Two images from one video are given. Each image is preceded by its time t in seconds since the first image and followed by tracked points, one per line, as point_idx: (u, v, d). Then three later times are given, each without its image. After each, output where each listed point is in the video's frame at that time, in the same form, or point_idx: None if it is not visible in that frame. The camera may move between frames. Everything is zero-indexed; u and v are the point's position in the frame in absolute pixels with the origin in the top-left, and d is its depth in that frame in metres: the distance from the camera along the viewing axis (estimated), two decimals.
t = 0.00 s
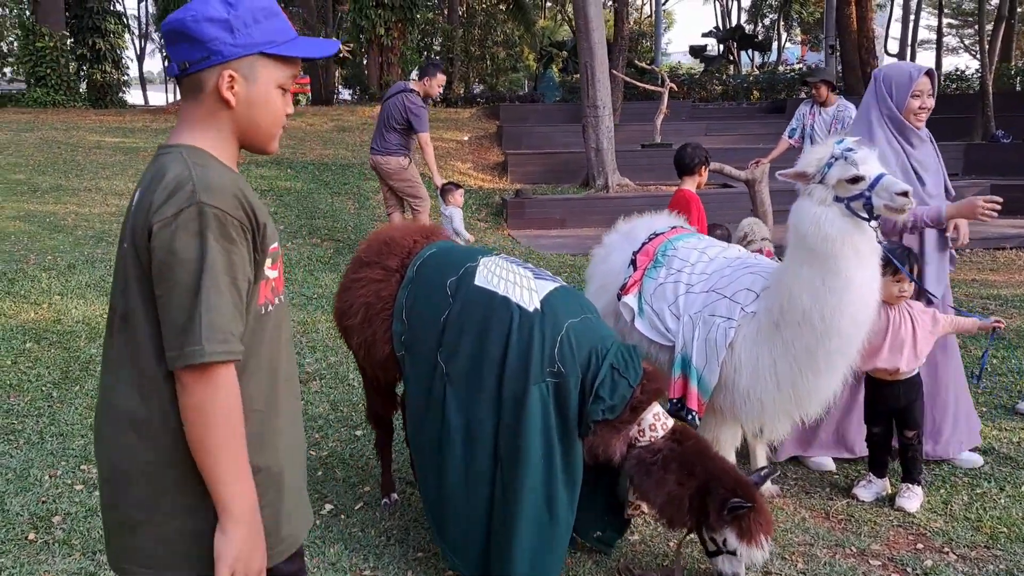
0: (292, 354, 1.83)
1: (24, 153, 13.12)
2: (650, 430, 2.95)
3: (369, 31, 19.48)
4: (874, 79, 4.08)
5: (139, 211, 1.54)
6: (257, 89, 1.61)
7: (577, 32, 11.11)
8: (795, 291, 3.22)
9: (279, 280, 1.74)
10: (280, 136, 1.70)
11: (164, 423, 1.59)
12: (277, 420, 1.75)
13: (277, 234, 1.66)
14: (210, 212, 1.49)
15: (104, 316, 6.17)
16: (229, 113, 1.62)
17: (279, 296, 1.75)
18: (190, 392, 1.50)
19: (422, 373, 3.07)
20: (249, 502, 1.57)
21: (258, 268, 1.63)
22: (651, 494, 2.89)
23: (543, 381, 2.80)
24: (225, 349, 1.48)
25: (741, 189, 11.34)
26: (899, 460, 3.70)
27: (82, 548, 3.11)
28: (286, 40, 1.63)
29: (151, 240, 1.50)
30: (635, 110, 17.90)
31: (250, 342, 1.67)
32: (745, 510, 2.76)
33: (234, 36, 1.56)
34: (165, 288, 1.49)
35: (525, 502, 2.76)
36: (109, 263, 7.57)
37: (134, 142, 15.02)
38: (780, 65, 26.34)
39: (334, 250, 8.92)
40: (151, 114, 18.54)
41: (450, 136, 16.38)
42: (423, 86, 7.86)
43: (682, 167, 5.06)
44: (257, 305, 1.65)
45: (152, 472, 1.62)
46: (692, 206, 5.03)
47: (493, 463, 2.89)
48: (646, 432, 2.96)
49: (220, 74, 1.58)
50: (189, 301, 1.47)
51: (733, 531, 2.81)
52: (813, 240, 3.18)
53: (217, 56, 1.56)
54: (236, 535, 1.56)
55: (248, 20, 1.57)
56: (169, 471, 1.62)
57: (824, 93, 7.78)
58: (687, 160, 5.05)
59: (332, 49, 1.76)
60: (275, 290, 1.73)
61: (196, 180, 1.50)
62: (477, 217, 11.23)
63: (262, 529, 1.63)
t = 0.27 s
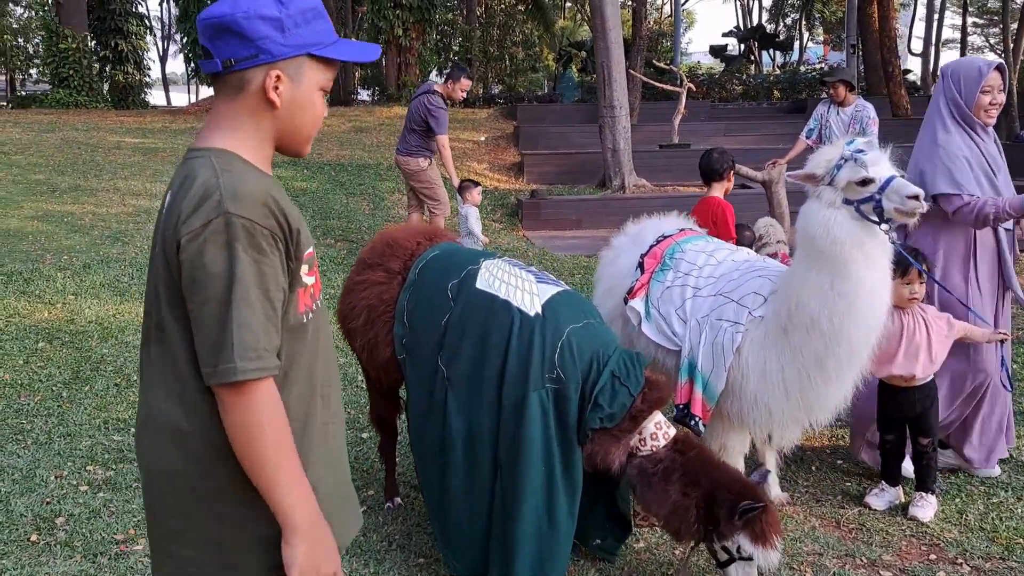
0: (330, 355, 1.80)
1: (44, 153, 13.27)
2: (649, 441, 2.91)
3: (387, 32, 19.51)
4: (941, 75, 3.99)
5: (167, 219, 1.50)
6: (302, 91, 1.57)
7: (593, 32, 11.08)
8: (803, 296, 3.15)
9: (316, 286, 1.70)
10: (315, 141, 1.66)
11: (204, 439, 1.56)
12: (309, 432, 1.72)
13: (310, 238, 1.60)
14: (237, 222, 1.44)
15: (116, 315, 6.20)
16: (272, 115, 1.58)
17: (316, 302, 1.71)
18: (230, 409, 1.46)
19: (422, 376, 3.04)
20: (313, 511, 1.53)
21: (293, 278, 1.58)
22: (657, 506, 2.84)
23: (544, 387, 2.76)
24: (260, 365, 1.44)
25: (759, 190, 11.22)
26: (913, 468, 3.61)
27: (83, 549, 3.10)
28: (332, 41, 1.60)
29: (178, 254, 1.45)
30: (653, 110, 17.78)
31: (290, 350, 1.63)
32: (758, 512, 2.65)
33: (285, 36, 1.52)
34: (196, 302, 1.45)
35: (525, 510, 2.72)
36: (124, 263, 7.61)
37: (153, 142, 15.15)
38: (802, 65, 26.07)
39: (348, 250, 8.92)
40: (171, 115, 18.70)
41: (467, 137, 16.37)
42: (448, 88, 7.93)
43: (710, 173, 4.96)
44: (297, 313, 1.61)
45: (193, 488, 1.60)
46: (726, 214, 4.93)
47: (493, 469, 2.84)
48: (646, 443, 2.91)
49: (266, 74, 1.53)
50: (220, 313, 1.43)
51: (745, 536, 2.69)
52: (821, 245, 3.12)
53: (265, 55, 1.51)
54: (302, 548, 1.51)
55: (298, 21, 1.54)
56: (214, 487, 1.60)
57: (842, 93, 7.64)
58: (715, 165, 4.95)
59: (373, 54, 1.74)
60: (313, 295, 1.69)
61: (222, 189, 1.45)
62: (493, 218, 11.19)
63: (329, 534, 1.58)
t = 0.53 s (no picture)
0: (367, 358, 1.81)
1: (53, 152, 13.31)
2: (656, 441, 2.82)
3: (396, 31, 19.49)
4: (993, 70, 3.86)
5: (208, 218, 1.48)
6: (347, 88, 1.58)
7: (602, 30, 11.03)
8: (809, 296, 3.10)
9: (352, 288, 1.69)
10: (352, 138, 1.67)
11: (245, 449, 1.57)
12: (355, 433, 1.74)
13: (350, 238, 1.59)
14: (285, 219, 1.43)
15: (121, 315, 6.19)
16: (317, 111, 1.58)
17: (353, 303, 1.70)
18: (287, 411, 1.44)
19: (422, 376, 3.01)
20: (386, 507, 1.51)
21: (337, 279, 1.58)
22: (667, 509, 2.77)
23: (543, 388, 2.72)
24: (317, 367, 1.42)
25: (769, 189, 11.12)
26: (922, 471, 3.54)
27: (80, 551, 3.08)
28: (375, 39, 1.61)
29: (226, 254, 1.43)
30: (662, 108, 17.69)
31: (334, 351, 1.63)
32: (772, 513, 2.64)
33: (336, 30, 1.52)
34: (245, 304, 1.43)
35: (524, 513, 2.67)
36: (130, 262, 7.61)
37: (162, 141, 15.18)
38: (813, 63, 25.90)
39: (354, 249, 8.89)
40: (180, 113, 18.74)
41: (475, 136, 16.33)
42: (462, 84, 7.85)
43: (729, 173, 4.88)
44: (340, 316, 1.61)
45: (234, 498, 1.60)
46: (748, 217, 4.87)
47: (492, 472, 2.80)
48: (653, 444, 2.83)
49: (315, 69, 1.53)
50: (274, 315, 1.41)
51: (759, 535, 2.70)
52: (827, 244, 3.07)
53: (316, 50, 1.51)
54: (379, 543, 1.48)
55: (349, 16, 1.54)
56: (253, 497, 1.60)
57: (852, 90, 7.54)
58: (735, 164, 4.87)
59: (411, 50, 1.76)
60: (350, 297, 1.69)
61: (269, 184, 1.44)
62: (501, 217, 11.14)
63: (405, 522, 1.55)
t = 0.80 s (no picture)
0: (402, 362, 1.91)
1: (71, 150, 13.41)
2: (666, 441, 2.73)
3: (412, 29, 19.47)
4: None
5: (268, 207, 1.53)
6: (398, 87, 1.62)
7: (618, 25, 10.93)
8: (823, 294, 3.02)
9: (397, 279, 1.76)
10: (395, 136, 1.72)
11: (283, 437, 1.62)
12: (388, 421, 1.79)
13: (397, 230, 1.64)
14: (349, 204, 1.48)
15: (134, 311, 6.21)
16: (368, 107, 1.62)
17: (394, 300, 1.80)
18: (345, 392, 1.47)
19: (424, 375, 2.95)
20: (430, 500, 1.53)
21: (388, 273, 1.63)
22: (677, 511, 2.68)
23: (547, 388, 2.67)
24: (382, 348, 1.46)
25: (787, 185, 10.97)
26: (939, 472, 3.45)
27: (84, 549, 3.07)
28: (426, 42, 1.66)
29: (289, 239, 1.48)
30: (680, 105, 17.53)
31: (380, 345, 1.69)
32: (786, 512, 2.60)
33: (392, 29, 1.56)
34: (307, 285, 1.47)
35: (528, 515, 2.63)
36: (144, 259, 7.64)
37: (179, 139, 15.26)
38: (834, 59, 25.58)
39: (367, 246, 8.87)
40: (197, 112, 18.82)
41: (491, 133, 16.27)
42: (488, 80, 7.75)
43: (746, 167, 4.78)
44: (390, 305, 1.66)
45: (278, 487, 1.65)
46: (763, 213, 4.79)
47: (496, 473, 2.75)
48: (662, 444, 2.74)
49: (369, 67, 1.58)
50: (339, 300, 1.45)
51: (770, 535, 2.64)
52: (842, 241, 2.98)
53: (371, 47, 1.56)
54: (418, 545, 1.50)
55: (403, 17, 1.59)
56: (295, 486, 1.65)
57: (871, 85, 7.40)
58: (753, 158, 4.77)
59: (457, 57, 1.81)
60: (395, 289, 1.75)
61: (331, 170, 1.50)
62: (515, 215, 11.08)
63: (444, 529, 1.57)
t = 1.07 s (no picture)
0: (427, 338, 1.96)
1: (91, 151, 13.56)
2: (661, 441, 2.67)
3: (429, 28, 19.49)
4: None
5: (291, 197, 1.64)
6: (418, 91, 1.75)
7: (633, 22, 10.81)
8: (826, 293, 2.96)
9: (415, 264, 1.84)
10: (415, 139, 1.85)
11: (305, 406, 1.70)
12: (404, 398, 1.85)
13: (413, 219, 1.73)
14: (360, 192, 1.58)
15: (144, 310, 6.25)
16: (390, 109, 1.74)
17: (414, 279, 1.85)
18: (345, 363, 1.54)
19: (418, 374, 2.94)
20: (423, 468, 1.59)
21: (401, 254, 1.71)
22: (670, 512, 2.59)
23: (542, 388, 2.65)
24: (382, 324, 1.53)
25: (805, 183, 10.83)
26: (948, 473, 3.38)
27: (80, 548, 3.10)
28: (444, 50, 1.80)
29: (305, 221, 1.58)
30: (697, 102, 17.37)
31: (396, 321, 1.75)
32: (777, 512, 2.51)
33: (413, 38, 1.70)
34: (320, 264, 1.56)
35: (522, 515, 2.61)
36: (157, 258, 7.69)
37: (196, 139, 15.37)
38: (856, 55, 25.24)
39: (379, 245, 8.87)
40: (216, 112, 18.95)
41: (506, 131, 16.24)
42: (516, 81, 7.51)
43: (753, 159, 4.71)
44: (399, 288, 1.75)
45: (303, 454, 1.73)
46: (767, 204, 4.70)
47: (491, 473, 2.73)
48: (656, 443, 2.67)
49: (392, 70, 1.71)
50: (346, 276, 1.54)
51: (762, 533, 2.56)
52: (845, 238, 2.92)
53: (394, 53, 1.69)
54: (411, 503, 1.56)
55: (423, 27, 1.73)
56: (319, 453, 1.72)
57: (887, 80, 7.21)
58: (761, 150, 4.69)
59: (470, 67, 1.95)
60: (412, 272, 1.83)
61: (347, 161, 1.60)
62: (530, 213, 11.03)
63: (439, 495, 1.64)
